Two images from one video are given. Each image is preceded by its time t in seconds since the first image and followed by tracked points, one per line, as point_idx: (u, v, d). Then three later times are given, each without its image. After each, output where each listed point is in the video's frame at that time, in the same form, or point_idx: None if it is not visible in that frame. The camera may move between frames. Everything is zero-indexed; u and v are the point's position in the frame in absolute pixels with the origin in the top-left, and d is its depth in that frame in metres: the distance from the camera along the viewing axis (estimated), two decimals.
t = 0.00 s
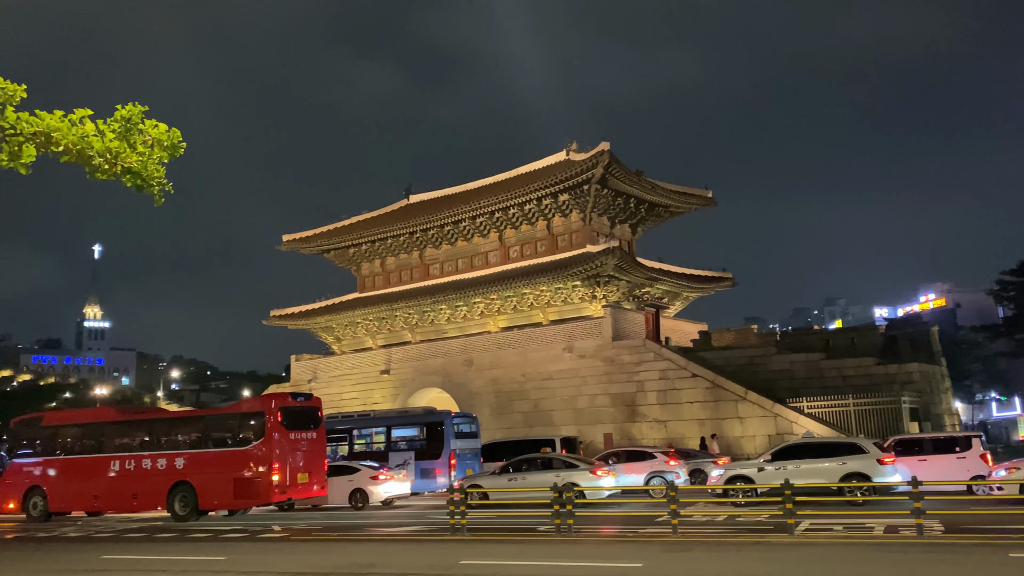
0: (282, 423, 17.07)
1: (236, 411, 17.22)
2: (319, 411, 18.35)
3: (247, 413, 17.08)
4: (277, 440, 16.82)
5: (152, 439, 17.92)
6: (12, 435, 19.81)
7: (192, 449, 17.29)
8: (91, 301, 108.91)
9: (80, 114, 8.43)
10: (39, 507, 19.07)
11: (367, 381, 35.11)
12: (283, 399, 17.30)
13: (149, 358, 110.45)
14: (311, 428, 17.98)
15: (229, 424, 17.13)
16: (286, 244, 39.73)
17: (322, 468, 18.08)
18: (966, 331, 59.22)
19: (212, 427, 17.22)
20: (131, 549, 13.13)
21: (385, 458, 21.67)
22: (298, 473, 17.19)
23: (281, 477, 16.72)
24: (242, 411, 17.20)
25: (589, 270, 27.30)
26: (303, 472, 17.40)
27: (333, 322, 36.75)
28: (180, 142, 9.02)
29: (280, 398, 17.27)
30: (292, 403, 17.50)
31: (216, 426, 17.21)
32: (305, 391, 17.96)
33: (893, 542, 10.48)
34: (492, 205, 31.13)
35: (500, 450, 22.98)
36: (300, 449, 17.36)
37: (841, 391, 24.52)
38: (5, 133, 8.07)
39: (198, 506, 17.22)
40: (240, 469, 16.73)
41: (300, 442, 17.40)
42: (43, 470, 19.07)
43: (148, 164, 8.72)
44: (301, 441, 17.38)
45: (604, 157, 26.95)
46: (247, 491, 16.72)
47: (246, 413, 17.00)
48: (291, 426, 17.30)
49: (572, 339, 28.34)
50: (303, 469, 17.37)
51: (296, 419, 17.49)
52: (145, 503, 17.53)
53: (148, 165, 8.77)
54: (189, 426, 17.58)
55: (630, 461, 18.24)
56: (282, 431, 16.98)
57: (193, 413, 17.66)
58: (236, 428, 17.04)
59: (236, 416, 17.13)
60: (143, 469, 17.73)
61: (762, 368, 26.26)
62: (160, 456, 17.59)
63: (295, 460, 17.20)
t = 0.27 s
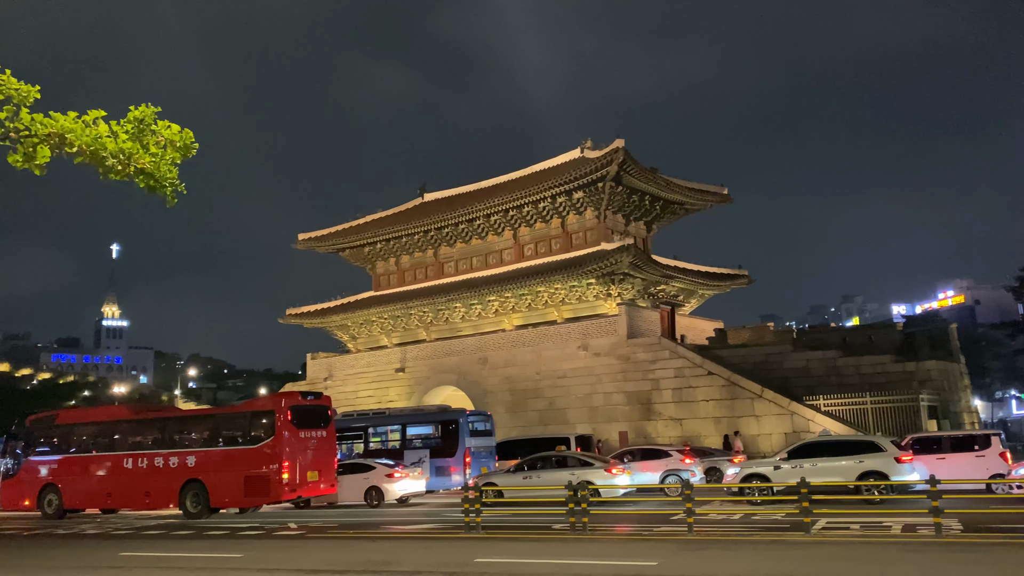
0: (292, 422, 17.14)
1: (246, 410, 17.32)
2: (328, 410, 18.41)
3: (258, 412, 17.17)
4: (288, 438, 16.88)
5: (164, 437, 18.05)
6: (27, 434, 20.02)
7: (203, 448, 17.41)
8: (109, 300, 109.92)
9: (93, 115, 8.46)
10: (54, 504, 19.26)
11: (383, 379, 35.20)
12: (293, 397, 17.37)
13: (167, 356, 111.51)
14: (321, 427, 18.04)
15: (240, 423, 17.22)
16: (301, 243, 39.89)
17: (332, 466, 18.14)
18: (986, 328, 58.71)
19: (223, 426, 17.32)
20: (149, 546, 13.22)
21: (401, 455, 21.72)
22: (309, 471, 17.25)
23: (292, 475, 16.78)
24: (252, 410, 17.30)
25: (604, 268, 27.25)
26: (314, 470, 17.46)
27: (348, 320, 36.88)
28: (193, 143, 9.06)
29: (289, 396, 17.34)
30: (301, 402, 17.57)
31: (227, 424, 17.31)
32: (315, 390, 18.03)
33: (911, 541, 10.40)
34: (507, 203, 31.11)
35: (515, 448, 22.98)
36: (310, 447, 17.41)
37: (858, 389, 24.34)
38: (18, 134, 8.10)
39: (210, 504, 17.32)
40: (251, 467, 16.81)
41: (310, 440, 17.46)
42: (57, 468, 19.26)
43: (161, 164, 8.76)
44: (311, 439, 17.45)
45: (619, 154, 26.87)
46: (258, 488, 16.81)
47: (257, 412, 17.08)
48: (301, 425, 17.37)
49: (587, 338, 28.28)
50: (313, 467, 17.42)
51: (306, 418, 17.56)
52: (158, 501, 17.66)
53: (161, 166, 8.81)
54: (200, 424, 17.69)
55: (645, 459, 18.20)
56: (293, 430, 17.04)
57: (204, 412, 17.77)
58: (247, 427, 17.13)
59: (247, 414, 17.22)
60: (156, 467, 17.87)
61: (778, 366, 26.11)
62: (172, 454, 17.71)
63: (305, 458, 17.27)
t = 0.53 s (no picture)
0: (300, 420, 17.22)
1: (254, 408, 17.41)
2: (336, 408, 18.46)
3: (266, 411, 17.26)
4: (295, 437, 16.95)
5: (173, 436, 18.17)
6: (39, 432, 20.19)
7: (211, 446, 17.52)
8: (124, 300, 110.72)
9: (105, 116, 8.49)
10: (65, 502, 19.41)
11: (395, 377, 35.29)
12: (301, 396, 17.44)
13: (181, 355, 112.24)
14: (328, 425, 18.11)
15: (248, 421, 17.32)
16: (314, 242, 40.04)
17: (340, 464, 18.21)
18: (1002, 326, 58.25)
19: (231, 424, 17.42)
20: (163, 543, 13.31)
21: (413, 454, 21.77)
22: (316, 469, 17.32)
23: (300, 473, 16.86)
24: (260, 408, 17.39)
25: (616, 266, 27.21)
26: (321, 468, 17.52)
27: (361, 319, 37.00)
28: (203, 144, 9.10)
29: (297, 395, 17.41)
30: (309, 401, 17.65)
31: (235, 422, 17.42)
32: (322, 389, 18.10)
33: (925, 540, 10.34)
34: (519, 201, 31.11)
35: (527, 446, 22.99)
36: (318, 445, 17.48)
37: (872, 387, 24.21)
38: (30, 136, 8.15)
39: (218, 502, 17.43)
40: (260, 465, 16.90)
41: (318, 438, 17.53)
42: (68, 466, 19.40)
43: (171, 165, 8.80)
44: (318, 437, 17.52)
45: (631, 152, 26.83)
46: (266, 486, 16.90)
47: (265, 411, 17.17)
48: (309, 423, 17.44)
49: (599, 336, 28.25)
50: (320, 465, 17.48)
51: (313, 416, 17.63)
52: (168, 498, 17.79)
53: (172, 167, 8.85)
54: (209, 422, 17.80)
55: (657, 457, 18.17)
56: (300, 428, 17.11)
57: (213, 410, 17.88)
58: (255, 425, 17.22)
59: (255, 412, 17.32)
60: (166, 465, 17.98)
61: (792, 364, 25.99)
62: (181, 452, 17.83)
63: (312, 455, 17.34)
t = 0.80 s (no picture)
0: (304, 417, 17.27)
1: (259, 406, 17.48)
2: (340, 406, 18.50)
3: (270, 408, 17.32)
4: (299, 434, 17.02)
5: (179, 433, 18.25)
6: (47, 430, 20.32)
7: (216, 443, 17.60)
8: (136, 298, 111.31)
9: (111, 115, 8.51)
10: (73, 499, 19.54)
11: (405, 375, 35.35)
12: (305, 393, 17.49)
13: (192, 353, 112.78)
14: (333, 422, 18.16)
15: (252, 419, 17.39)
16: (324, 241, 40.12)
17: (344, 462, 18.28)
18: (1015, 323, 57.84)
19: (236, 422, 17.50)
20: (174, 540, 13.37)
21: (423, 451, 21.81)
22: (320, 466, 17.39)
23: (304, 470, 16.93)
24: (264, 406, 17.46)
25: (625, 264, 27.17)
26: (325, 465, 17.60)
27: (371, 317, 37.08)
28: (210, 142, 9.12)
29: (301, 392, 17.45)
30: (314, 399, 17.70)
31: (240, 419, 17.49)
32: (326, 386, 18.14)
33: (936, 539, 10.28)
34: (528, 199, 31.09)
35: (537, 444, 23.01)
36: (322, 442, 17.55)
37: (884, 385, 24.09)
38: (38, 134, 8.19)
39: (223, 499, 17.52)
40: (264, 462, 16.98)
41: (322, 436, 17.59)
42: (75, 463, 19.52)
43: (177, 163, 8.82)
44: (322, 435, 17.58)
45: (640, 149, 26.76)
46: (270, 483, 16.97)
47: (269, 408, 17.24)
48: (313, 421, 17.50)
49: (609, 333, 28.22)
50: (324, 462, 17.55)
51: (317, 413, 17.68)
52: (173, 496, 17.89)
53: (178, 165, 8.87)
54: (214, 420, 17.87)
55: (667, 455, 18.15)
56: (304, 426, 17.17)
57: (218, 408, 17.95)
58: (260, 423, 17.29)
59: (259, 410, 17.38)
60: (171, 462, 18.07)
61: (802, 362, 25.89)
62: (186, 450, 17.91)
63: (316, 453, 17.40)
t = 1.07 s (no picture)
0: (305, 416, 17.34)
1: (260, 404, 17.56)
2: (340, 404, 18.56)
3: (271, 407, 17.39)
4: (300, 433, 17.09)
5: (181, 431, 18.33)
6: (52, 427, 20.44)
7: (218, 441, 17.67)
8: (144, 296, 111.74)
9: (115, 111, 8.56)
10: (77, 496, 19.64)
11: (412, 373, 35.41)
12: (306, 392, 17.55)
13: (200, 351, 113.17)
14: (334, 421, 18.23)
15: (254, 417, 17.46)
16: (330, 239, 40.19)
17: (346, 460, 18.34)
18: None
19: (237, 420, 17.57)
20: (182, 537, 13.43)
21: (429, 449, 21.83)
22: (321, 464, 17.46)
23: (304, 467, 17.00)
24: (265, 404, 17.53)
25: (631, 262, 27.16)
26: (326, 463, 17.67)
27: (377, 315, 37.14)
28: (213, 138, 9.16)
29: (302, 391, 17.51)
30: (314, 397, 17.77)
31: (241, 417, 17.56)
32: (327, 385, 18.21)
33: (943, 538, 10.25)
34: (535, 197, 31.09)
35: (543, 442, 23.02)
36: (323, 441, 17.66)
37: (891, 383, 24.02)
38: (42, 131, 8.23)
39: (225, 496, 17.59)
40: (266, 460, 17.04)
41: (323, 434, 17.67)
42: (79, 460, 19.62)
43: (180, 159, 8.86)
44: (323, 433, 17.66)
45: (647, 147, 26.73)
46: (271, 481, 17.03)
47: (270, 407, 17.31)
48: (314, 419, 17.56)
49: (615, 331, 28.21)
50: (325, 460, 17.62)
51: (318, 412, 17.74)
52: (176, 493, 17.97)
53: (181, 161, 8.91)
54: (216, 418, 17.95)
55: (673, 454, 18.14)
56: (305, 423, 17.23)
57: (220, 406, 18.03)
58: (261, 421, 17.37)
59: (260, 408, 17.46)
60: (174, 460, 18.15)
61: (809, 361, 25.83)
62: (189, 447, 17.99)
63: (317, 450, 17.48)
